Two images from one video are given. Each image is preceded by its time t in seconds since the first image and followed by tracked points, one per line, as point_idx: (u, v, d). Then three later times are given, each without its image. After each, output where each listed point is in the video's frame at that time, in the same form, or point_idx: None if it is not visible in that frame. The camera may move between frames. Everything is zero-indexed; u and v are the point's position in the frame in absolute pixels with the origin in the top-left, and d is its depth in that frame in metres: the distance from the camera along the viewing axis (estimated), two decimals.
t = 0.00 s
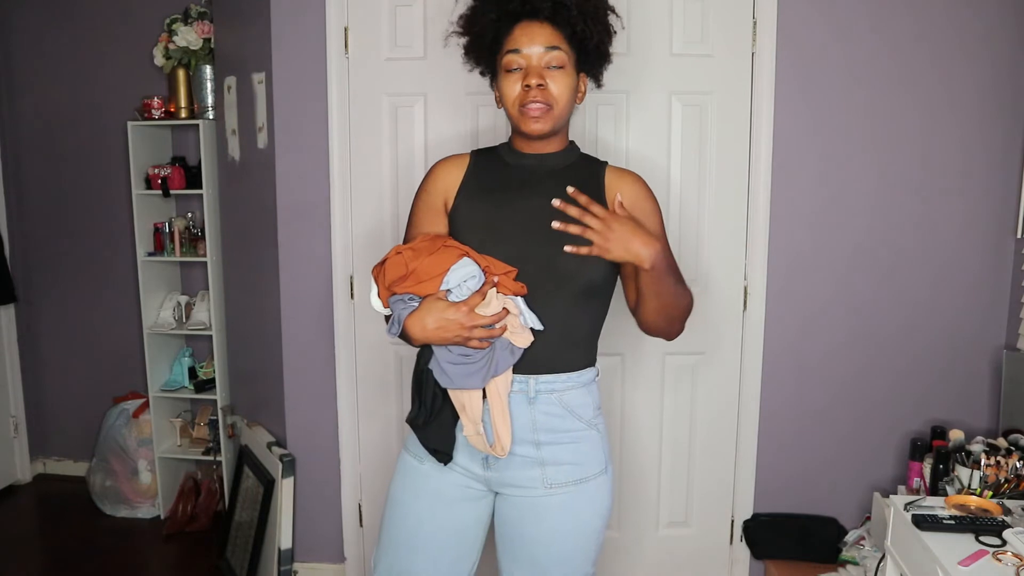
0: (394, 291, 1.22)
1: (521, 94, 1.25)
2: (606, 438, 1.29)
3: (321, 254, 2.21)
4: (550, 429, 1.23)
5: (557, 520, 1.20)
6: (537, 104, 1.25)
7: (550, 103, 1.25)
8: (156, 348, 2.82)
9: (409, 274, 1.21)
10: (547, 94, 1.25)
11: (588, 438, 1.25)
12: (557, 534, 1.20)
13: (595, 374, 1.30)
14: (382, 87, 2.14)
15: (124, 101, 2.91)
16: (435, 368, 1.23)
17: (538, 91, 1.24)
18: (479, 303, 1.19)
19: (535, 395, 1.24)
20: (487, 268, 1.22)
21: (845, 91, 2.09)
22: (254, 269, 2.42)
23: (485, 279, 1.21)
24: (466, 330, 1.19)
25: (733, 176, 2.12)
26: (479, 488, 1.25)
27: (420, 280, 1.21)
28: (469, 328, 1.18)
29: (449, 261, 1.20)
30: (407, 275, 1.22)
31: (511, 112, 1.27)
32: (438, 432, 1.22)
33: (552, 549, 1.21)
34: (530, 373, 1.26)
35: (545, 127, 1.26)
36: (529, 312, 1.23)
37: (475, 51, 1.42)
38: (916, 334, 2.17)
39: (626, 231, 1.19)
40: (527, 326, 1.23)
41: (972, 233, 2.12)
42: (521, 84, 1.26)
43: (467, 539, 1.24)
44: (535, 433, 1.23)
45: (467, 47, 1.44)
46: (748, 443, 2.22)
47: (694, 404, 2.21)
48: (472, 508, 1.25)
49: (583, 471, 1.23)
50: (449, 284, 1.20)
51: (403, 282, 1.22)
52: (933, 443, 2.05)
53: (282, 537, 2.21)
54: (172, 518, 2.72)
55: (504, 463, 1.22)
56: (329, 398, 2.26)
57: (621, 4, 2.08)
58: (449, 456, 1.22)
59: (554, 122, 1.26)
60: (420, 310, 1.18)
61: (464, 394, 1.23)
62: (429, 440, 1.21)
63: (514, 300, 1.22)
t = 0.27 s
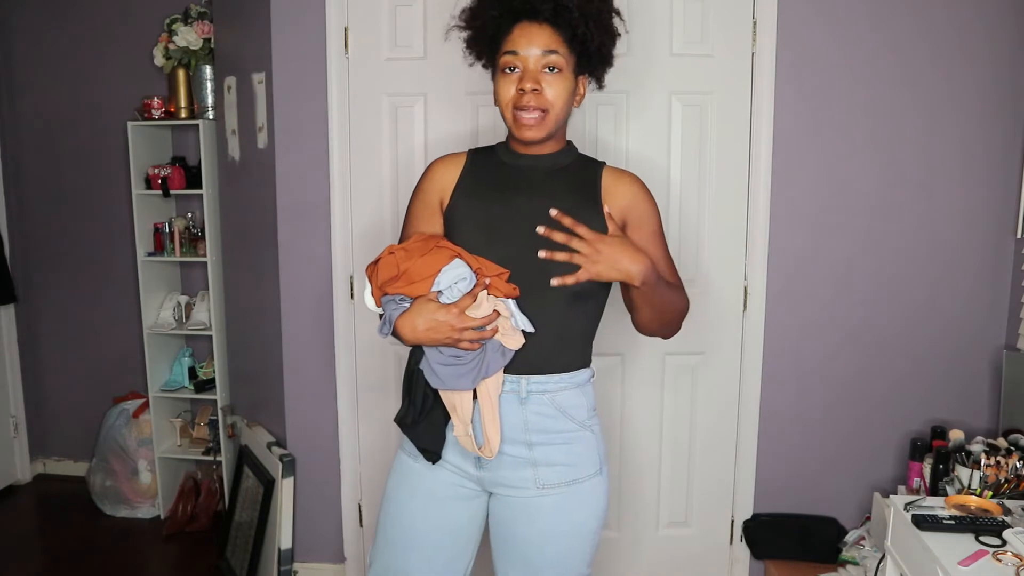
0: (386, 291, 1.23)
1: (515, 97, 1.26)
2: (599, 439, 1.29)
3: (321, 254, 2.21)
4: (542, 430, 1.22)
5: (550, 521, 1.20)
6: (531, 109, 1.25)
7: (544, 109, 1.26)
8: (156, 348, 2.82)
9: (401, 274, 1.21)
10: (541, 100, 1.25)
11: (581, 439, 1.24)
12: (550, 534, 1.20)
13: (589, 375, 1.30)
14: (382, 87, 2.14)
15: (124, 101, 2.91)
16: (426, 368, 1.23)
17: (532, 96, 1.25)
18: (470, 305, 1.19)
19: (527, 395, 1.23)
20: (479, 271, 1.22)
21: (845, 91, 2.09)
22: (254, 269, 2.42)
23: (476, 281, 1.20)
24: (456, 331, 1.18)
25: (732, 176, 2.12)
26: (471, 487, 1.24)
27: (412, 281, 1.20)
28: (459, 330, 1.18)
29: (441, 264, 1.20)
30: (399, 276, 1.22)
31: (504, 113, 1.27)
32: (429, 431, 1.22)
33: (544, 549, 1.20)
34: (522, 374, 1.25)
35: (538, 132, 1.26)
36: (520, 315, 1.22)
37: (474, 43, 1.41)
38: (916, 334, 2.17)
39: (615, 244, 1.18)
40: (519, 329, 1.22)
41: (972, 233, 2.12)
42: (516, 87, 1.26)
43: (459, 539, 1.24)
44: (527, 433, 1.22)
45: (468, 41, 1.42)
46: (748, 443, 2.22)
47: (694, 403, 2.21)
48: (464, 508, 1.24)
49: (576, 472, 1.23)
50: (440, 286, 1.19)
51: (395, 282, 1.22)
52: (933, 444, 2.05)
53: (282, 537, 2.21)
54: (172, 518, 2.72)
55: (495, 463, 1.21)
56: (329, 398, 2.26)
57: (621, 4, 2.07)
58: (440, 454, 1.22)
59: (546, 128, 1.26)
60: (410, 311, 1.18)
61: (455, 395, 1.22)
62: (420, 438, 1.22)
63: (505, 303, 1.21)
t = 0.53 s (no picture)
0: (386, 297, 1.23)
1: (519, 102, 1.25)
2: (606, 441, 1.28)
3: (321, 254, 2.21)
4: (548, 431, 1.21)
5: (555, 523, 1.19)
6: (534, 114, 1.25)
7: (547, 115, 1.26)
8: (156, 348, 2.82)
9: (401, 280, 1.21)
10: (545, 105, 1.25)
11: (588, 441, 1.24)
12: (555, 537, 1.20)
13: (595, 375, 1.29)
14: (382, 87, 2.14)
15: (124, 101, 2.91)
16: (430, 372, 1.22)
17: (537, 101, 1.24)
18: (472, 307, 1.18)
19: (532, 395, 1.23)
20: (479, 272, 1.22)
21: (845, 91, 2.09)
22: (254, 269, 2.42)
23: (477, 283, 1.20)
24: (459, 334, 1.18)
25: (732, 176, 2.12)
26: (477, 490, 1.24)
27: (412, 286, 1.20)
28: (462, 333, 1.18)
29: (440, 267, 1.20)
30: (399, 281, 1.22)
31: (506, 116, 1.27)
32: (433, 434, 1.22)
33: (549, 552, 1.20)
34: (527, 374, 1.25)
35: (539, 137, 1.27)
36: (522, 314, 1.22)
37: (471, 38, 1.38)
38: (916, 334, 2.17)
39: (617, 251, 1.19)
40: (521, 328, 1.22)
41: (972, 233, 2.12)
42: (520, 91, 1.25)
43: (466, 541, 1.24)
44: (533, 434, 1.22)
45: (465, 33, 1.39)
46: (748, 443, 2.22)
47: (694, 403, 2.21)
48: (470, 511, 1.24)
49: (582, 475, 1.22)
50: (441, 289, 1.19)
51: (395, 288, 1.22)
52: (933, 444, 2.05)
53: (282, 537, 2.21)
54: (172, 518, 2.72)
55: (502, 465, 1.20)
56: (329, 398, 2.26)
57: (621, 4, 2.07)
58: (447, 459, 1.22)
59: (548, 134, 1.26)
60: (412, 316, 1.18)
61: (460, 398, 1.22)
62: (424, 441, 1.22)
63: (507, 303, 1.21)
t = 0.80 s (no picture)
0: (389, 298, 1.23)
1: (526, 106, 1.26)
2: (611, 443, 1.28)
3: (321, 254, 2.21)
4: (554, 431, 1.21)
5: (560, 526, 1.19)
6: (541, 118, 1.26)
7: (553, 118, 1.27)
8: (156, 348, 2.82)
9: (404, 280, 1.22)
10: (551, 109, 1.26)
11: (594, 443, 1.23)
12: (561, 540, 1.19)
13: (601, 376, 1.29)
14: (382, 87, 2.14)
15: (124, 101, 2.91)
16: (435, 373, 1.22)
17: (543, 105, 1.25)
18: (475, 307, 1.18)
19: (539, 395, 1.22)
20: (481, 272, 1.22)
21: (845, 92, 2.09)
22: (254, 269, 2.42)
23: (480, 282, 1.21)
24: (462, 334, 1.18)
25: (732, 176, 2.12)
26: (482, 493, 1.23)
27: (414, 287, 1.21)
28: (465, 333, 1.18)
29: (443, 267, 1.20)
30: (402, 282, 1.22)
31: (512, 120, 1.28)
32: (438, 436, 1.22)
33: (554, 556, 1.19)
34: (533, 373, 1.24)
35: (544, 139, 1.28)
36: (525, 313, 1.22)
37: (467, 39, 1.36)
38: (917, 334, 2.17)
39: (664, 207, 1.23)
40: (525, 327, 1.22)
41: (972, 233, 2.12)
42: (526, 95, 1.26)
43: (471, 543, 1.23)
44: (539, 435, 1.21)
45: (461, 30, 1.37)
46: (748, 443, 2.22)
47: (694, 403, 2.21)
48: (474, 514, 1.23)
49: (588, 477, 1.21)
50: (443, 289, 1.20)
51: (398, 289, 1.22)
52: (933, 443, 2.05)
53: (283, 537, 2.21)
54: (172, 518, 2.72)
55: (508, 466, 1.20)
56: (329, 398, 2.26)
57: (621, 4, 2.07)
58: (451, 461, 1.21)
59: (554, 136, 1.28)
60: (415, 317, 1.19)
61: (466, 399, 1.22)
62: (429, 443, 1.22)
63: (510, 302, 1.21)
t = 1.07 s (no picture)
0: (394, 297, 1.23)
1: (521, 114, 1.23)
2: (612, 446, 1.27)
3: (321, 255, 2.21)
4: (554, 432, 1.21)
5: (558, 527, 1.18)
6: (537, 126, 1.23)
7: (551, 125, 1.24)
8: (156, 348, 2.82)
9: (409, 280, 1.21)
10: (548, 116, 1.23)
11: (594, 445, 1.23)
12: (559, 542, 1.18)
13: (603, 378, 1.29)
14: (382, 87, 2.14)
15: (124, 101, 2.91)
16: (437, 374, 1.22)
17: (538, 113, 1.22)
18: (480, 310, 1.18)
19: (540, 394, 1.22)
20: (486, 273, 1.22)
21: (845, 92, 2.09)
22: (254, 269, 2.42)
23: (485, 285, 1.20)
24: (466, 337, 1.18)
25: (733, 176, 2.12)
26: (481, 492, 1.23)
27: (419, 287, 1.21)
28: (469, 336, 1.18)
29: (448, 268, 1.20)
30: (406, 282, 1.22)
31: (511, 127, 1.26)
32: (438, 435, 1.22)
33: (552, 557, 1.18)
34: (535, 373, 1.25)
35: (542, 146, 1.26)
36: (529, 316, 1.23)
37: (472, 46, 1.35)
38: (917, 333, 2.17)
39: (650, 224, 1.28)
40: (529, 330, 1.22)
41: (972, 233, 2.12)
42: (522, 102, 1.23)
43: (471, 544, 1.23)
44: (540, 435, 1.21)
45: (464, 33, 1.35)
46: (748, 443, 2.22)
47: (694, 404, 2.21)
48: (474, 513, 1.23)
49: (588, 479, 1.21)
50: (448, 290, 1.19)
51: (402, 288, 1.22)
52: (933, 443, 2.05)
53: (283, 537, 2.21)
54: (172, 518, 2.72)
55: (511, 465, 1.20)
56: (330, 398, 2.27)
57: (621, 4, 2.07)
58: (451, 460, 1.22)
59: (553, 142, 1.25)
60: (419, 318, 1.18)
61: (468, 399, 1.21)
62: (429, 443, 1.22)
63: (514, 305, 1.21)
